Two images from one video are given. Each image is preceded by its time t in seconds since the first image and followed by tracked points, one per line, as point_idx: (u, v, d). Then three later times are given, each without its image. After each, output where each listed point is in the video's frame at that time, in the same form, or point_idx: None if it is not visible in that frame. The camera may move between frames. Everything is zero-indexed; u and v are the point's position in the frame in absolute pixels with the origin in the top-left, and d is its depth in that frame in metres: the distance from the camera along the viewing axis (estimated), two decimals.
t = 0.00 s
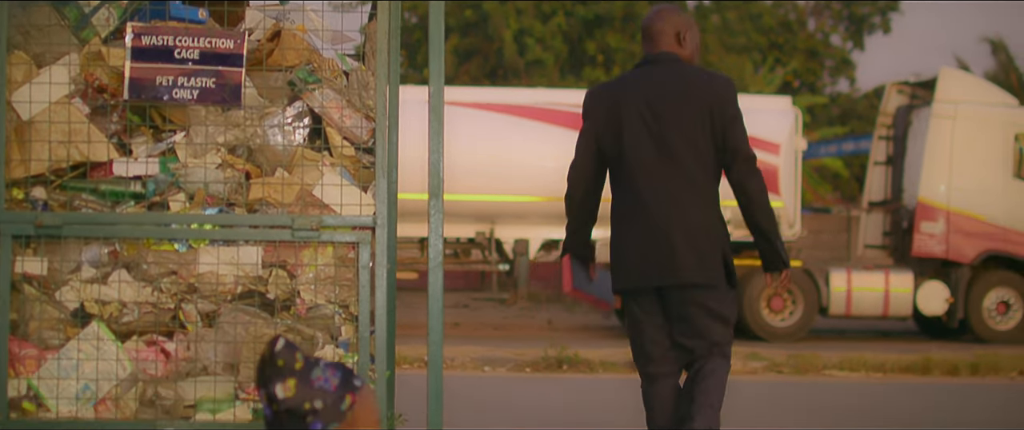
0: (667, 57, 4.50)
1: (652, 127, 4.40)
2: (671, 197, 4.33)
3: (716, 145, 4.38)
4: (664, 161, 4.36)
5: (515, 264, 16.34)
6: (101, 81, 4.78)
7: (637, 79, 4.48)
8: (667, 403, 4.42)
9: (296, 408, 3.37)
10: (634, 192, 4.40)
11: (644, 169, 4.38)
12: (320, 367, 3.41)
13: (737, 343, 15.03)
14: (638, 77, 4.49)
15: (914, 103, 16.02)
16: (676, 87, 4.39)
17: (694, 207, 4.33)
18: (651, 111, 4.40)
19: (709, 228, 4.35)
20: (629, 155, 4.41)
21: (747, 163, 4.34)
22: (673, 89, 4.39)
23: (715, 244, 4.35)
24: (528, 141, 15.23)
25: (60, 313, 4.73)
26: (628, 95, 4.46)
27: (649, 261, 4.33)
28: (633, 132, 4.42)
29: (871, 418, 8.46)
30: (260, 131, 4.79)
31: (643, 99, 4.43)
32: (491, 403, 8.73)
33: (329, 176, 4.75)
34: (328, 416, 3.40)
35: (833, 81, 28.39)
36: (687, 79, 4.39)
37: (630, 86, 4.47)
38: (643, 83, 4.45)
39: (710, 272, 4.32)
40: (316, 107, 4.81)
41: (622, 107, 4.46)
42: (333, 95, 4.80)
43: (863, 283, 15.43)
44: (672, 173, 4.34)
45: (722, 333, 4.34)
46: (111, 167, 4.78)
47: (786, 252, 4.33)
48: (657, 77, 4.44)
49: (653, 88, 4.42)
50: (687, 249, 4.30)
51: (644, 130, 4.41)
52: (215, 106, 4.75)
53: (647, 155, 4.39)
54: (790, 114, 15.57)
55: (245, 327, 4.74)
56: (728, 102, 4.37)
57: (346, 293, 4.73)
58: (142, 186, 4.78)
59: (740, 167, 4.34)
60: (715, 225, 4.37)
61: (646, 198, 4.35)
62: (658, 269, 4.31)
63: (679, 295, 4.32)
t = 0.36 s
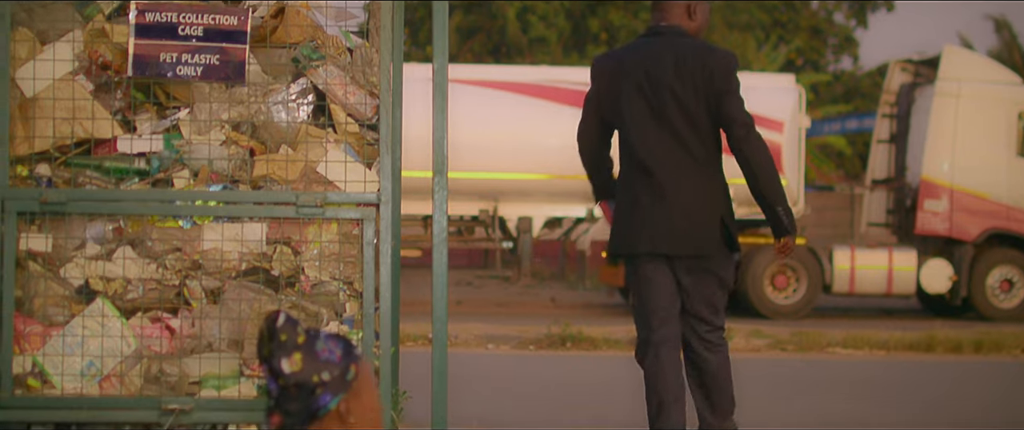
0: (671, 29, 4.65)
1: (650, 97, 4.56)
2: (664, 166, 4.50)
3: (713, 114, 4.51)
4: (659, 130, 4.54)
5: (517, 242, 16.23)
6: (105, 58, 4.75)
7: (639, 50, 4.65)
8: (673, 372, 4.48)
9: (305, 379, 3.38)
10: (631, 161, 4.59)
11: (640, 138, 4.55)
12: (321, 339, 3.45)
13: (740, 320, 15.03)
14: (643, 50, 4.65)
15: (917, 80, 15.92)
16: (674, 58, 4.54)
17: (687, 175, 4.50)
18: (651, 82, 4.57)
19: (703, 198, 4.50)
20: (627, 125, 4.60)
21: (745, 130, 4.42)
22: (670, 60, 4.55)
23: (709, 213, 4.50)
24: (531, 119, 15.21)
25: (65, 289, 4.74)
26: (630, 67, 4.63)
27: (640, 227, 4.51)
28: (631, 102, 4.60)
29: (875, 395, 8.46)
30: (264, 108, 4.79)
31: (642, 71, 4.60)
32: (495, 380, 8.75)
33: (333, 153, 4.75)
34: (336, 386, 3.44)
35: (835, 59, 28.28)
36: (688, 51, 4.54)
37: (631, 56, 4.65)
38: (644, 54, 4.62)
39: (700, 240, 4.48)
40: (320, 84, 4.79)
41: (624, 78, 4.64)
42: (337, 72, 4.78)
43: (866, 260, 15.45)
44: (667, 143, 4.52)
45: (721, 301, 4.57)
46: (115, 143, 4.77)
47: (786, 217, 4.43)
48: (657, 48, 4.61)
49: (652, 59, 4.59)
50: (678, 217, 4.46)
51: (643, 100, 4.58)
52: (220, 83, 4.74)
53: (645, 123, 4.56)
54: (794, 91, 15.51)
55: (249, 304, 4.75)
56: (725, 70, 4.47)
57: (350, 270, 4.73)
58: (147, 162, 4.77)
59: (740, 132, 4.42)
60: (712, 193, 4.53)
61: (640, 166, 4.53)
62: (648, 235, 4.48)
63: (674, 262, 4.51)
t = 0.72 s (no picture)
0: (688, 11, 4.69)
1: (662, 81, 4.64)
2: (671, 150, 4.62)
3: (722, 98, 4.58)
4: (668, 113, 4.63)
5: (526, 214, 16.77)
6: (114, 30, 4.77)
7: (652, 31, 4.71)
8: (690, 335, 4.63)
9: (312, 351, 2.32)
10: (641, 141, 4.71)
11: (649, 120, 4.66)
12: (324, 304, 2.37)
13: (747, 292, 15.03)
14: (659, 31, 4.71)
15: (925, 53, 15.93)
16: (685, 43, 4.60)
17: (694, 160, 4.62)
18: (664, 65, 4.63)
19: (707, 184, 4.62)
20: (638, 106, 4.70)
21: (753, 118, 4.49)
22: (683, 45, 4.61)
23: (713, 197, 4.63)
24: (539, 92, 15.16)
25: (73, 261, 4.75)
26: (644, 48, 4.70)
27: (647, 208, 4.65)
28: (642, 83, 4.68)
29: (884, 367, 8.44)
30: (273, 80, 4.78)
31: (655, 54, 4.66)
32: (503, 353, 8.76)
33: (341, 123, 4.73)
34: (344, 356, 2.35)
35: (844, 31, 28.13)
36: (702, 35, 4.59)
37: (645, 37, 4.71)
38: (657, 35, 4.69)
39: (704, 223, 4.62)
40: (329, 56, 4.79)
41: (638, 58, 4.71)
42: (346, 43, 4.77)
43: (874, 233, 15.40)
44: (675, 127, 4.63)
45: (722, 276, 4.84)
46: (123, 114, 4.76)
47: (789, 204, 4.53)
48: (673, 31, 4.66)
49: (664, 41, 4.65)
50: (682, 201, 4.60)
51: (655, 83, 4.66)
52: (228, 55, 4.73)
53: (655, 107, 4.65)
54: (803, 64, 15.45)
55: (258, 274, 4.75)
56: (735, 57, 4.52)
57: (359, 240, 4.73)
58: (155, 134, 4.76)
59: (747, 120, 4.49)
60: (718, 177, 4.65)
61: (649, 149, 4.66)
62: (653, 217, 4.62)
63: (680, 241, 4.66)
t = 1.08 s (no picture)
0: None
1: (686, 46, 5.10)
2: (694, 110, 5.10)
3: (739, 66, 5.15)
4: (690, 76, 5.11)
5: (534, 178, 16.74)
6: None
7: None
8: (682, 279, 5.13)
9: (314, 314, 2.28)
10: (662, 101, 5.13)
11: (673, 81, 5.10)
12: (322, 264, 2.31)
13: (755, 255, 15.00)
14: None
15: (933, 15, 15.63)
16: (711, 12, 5.11)
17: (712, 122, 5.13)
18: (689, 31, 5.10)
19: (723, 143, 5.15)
20: (660, 69, 5.12)
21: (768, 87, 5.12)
22: (707, 15, 5.10)
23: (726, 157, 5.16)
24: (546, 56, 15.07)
25: (82, 224, 4.76)
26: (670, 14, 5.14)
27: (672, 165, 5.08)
28: (666, 47, 5.12)
29: (893, 329, 8.45)
30: (280, 43, 4.75)
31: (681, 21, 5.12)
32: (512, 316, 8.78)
33: (350, 86, 4.70)
34: (346, 317, 2.33)
35: None
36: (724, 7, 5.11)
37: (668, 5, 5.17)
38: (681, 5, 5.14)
39: (720, 179, 5.14)
40: (336, 18, 4.74)
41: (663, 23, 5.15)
42: (353, 6, 4.72)
43: (883, 197, 15.31)
44: (696, 90, 5.11)
45: (734, 240, 5.37)
46: (131, 78, 4.76)
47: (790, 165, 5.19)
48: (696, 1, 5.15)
49: (687, 10, 5.13)
50: (702, 158, 5.09)
51: (678, 48, 5.11)
52: (235, 17, 4.72)
53: (678, 70, 5.11)
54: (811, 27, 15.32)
55: (266, 237, 4.76)
56: (755, 30, 5.10)
57: (367, 203, 4.72)
58: (163, 97, 4.76)
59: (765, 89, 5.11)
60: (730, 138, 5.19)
61: (672, 107, 5.09)
62: (679, 172, 5.07)
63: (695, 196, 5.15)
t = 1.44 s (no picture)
0: None
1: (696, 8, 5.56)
2: (704, 67, 5.55)
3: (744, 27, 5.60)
4: (699, 36, 5.56)
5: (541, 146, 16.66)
6: None
7: None
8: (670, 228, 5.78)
9: (326, 285, 2.31)
10: (675, 60, 5.60)
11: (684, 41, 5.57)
12: (334, 235, 2.34)
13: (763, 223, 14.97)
14: None
15: None
16: None
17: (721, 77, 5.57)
18: None
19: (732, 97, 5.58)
20: (671, 31, 5.60)
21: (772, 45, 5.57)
22: None
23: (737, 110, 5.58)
24: (552, 24, 15.02)
25: (89, 194, 4.75)
26: None
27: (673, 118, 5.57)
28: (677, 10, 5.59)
29: (901, 296, 8.44)
30: (287, 11, 4.74)
31: None
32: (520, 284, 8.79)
33: (357, 54, 4.68)
34: (358, 288, 2.36)
35: None
36: None
37: None
38: None
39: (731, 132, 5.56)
40: None
41: None
42: None
43: (890, 164, 15.29)
44: (705, 49, 5.56)
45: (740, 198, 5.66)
46: (138, 47, 4.75)
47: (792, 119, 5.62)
48: None
49: None
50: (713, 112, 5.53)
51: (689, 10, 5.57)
52: None
53: (688, 30, 5.57)
54: None
55: (274, 206, 4.75)
56: None
57: (374, 171, 4.70)
58: (170, 66, 4.75)
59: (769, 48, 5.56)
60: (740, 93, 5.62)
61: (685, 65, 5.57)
62: (684, 124, 5.52)
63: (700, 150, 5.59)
